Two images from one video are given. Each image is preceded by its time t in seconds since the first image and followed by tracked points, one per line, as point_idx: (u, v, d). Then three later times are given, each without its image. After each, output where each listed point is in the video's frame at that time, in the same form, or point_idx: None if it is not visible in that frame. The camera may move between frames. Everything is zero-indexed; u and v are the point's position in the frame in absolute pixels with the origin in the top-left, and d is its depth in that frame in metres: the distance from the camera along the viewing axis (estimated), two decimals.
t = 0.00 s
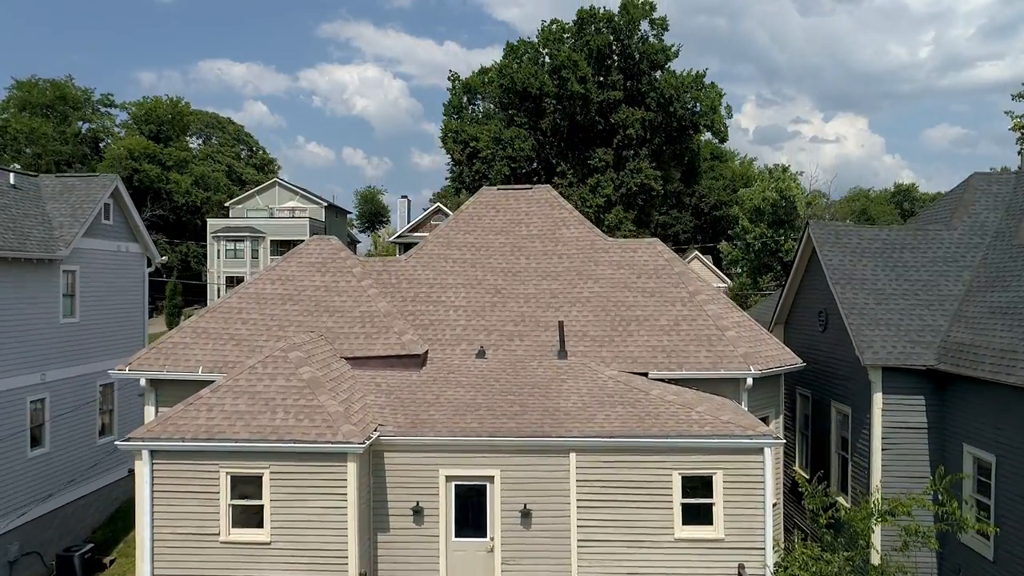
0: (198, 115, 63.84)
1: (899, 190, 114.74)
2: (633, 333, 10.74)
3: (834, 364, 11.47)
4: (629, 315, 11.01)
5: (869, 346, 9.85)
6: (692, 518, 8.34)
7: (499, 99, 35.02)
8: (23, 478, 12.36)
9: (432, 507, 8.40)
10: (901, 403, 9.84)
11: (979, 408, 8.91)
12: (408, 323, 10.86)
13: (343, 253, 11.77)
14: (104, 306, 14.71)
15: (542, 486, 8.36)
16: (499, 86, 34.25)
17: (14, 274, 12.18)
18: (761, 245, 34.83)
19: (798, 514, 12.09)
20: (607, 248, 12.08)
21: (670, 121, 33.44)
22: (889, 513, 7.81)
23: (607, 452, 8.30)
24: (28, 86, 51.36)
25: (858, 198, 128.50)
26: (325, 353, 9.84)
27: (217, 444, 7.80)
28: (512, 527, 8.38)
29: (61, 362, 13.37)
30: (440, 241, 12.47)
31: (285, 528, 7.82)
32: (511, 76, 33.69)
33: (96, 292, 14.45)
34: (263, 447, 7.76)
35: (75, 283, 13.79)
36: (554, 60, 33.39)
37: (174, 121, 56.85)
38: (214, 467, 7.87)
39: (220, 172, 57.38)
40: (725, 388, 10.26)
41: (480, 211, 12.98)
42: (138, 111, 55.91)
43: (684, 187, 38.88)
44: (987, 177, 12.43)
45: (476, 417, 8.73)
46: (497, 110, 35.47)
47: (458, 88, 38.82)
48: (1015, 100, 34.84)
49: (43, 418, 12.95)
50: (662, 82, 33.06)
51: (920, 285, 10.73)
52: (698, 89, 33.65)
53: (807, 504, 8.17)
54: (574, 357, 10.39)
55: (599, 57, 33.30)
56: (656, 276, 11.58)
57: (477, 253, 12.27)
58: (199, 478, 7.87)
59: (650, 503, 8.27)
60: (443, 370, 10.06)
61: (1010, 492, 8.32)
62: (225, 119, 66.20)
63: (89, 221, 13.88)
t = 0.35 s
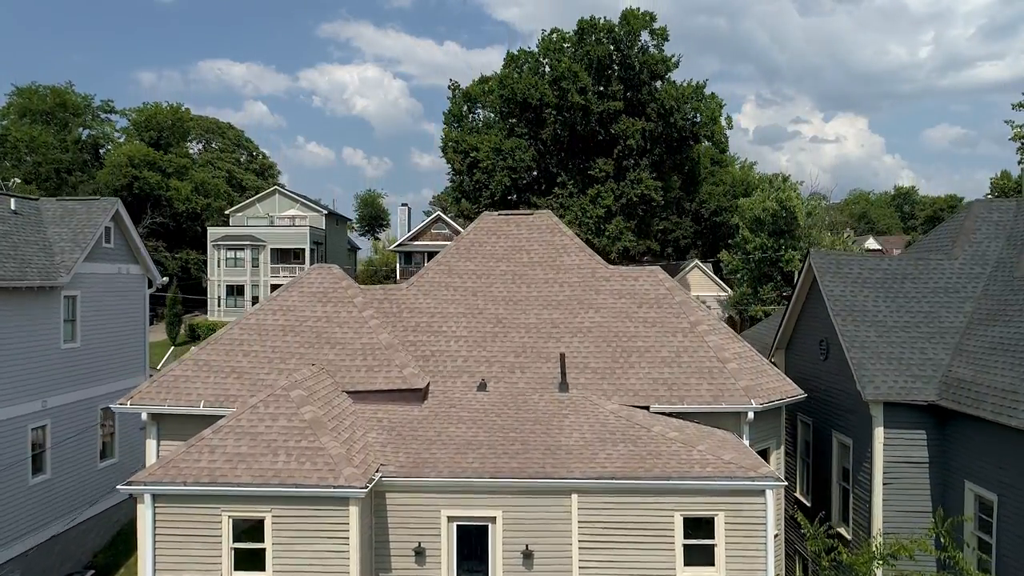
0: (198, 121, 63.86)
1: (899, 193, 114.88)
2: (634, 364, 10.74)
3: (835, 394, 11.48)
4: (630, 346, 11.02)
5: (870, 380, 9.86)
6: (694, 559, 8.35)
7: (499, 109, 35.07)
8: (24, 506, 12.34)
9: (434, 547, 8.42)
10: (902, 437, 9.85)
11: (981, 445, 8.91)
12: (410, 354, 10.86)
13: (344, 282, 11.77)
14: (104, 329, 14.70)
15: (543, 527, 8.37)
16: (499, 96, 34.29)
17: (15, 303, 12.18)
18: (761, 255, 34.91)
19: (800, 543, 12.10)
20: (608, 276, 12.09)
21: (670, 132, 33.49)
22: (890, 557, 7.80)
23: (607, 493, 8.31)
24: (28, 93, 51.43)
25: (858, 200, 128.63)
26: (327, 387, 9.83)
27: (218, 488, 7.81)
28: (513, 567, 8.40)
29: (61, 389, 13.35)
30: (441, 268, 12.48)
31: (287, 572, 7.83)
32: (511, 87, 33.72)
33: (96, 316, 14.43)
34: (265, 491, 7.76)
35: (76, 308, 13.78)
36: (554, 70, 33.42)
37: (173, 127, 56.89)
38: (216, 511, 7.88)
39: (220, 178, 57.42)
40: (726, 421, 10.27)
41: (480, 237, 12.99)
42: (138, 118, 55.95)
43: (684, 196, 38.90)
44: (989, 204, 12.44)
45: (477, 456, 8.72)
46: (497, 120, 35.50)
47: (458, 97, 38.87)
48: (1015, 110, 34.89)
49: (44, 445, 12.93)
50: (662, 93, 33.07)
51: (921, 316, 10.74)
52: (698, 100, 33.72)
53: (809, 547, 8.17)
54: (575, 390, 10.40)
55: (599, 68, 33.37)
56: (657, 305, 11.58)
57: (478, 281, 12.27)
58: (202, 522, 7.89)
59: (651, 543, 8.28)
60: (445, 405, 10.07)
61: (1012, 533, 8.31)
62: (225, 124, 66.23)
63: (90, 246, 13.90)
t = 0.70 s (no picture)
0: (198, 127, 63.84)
1: (899, 197, 115.00)
2: (635, 398, 10.75)
3: (835, 427, 11.48)
4: (632, 379, 11.02)
5: (872, 417, 9.87)
6: None
7: (499, 119, 35.08)
8: (25, 535, 12.32)
9: None
10: (903, 473, 9.86)
11: (983, 486, 8.91)
12: (412, 388, 10.86)
13: (345, 313, 11.77)
14: (106, 354, 14.72)
15: (545, 570, 8.39)
16: (500, 107, 34.28)
17: (17, 333, 12.18)
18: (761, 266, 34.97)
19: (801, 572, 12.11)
20: (609, 306, 12.10)
21: (671, 143, 33.48)
22: None
23: (609, 536, 8.32)
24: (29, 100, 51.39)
25: (858, 203, 128.74)
26: (328, 424, 9.84)
27: (221, 533, 7.82)
28: None
29: (62, 417, 13.35)
30: (442, 297, 12.48)
31: None
32: (512, 98, 33.72)
33: (97, 342, 14.43)
34: (268, 537, 7.77)
35: (77, 335, 13.78)
36: (555, 81, 33.40)
37: (174, 133, 56.88)
38: (218, 556, 7.91)
39: (220, 184, 57.43)
40: (727, 455, 10.29)
41: (482, 265, 13.00)
42: (139, 124, 55.63)
43: (684, 206, 38.91)
44: (990, 233, 12.45)
45: (479, 498, 8.72)
46: (498, 130, 35.50)
47: (458, 106, 38.88)
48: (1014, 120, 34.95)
49: (45, 474, 12.91)
50: (663, 104, 33.06)
51: (923, 350, 10.75)
52: (698, 111, 33.72)
53: None
54: (577, 425, 10.41)
55: (599, 79, 33.38)
56: (658, 337, 11.59)
57: (479, 310, 12.27)
58: (204, 567, 7.91)
59: None
60: (447, 441, 10.08)
61: None
62: (226, 129, 66.23)
63: (90, 273, 13.92)
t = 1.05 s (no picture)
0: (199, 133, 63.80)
1: (899, 200, 115.13)
2: (636, 433, 10.77)
3: (836, 459, 11.48)
4: (633, 414, 11.04)
5: (873, 455, 9.86)
6: None
7: (500, 130, 35.09)
8: (28, 566, 12.35)
9: None
10: (904, 510, 9.87)
11: (984, 527, 8.91)
12: (413, 423, 10.88)
13: (347, 344, 11.78)
14: (107, 380, 14.75)
15: None
16: (500, 118, 34.29)
17: (20, 364, 12.20)
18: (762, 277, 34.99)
19: None
20: (610, 338, 12.12)
21: (671, 154, 33.51)
22: None
23: None
24: (29, 107, 51.36)
25: (858, 205, 128.84)
26: (329, 461, 9.85)
27: None
28: None
29: (64, 444, 13.38)
30: (444, 328, 12.50)
31: None
32: (513, 110, 33.76)
33: (98, 368, 14.44)
34: None
35: (78, 363, 13.80)
36: (555, 93, 33.41)
37: (173, 140, 56.89)
38: None
39: (220, 191, 57.45)
40: (729, 492, 10.30)
41: (483, 294, 13.01)
42: (139, 131, 55.74)
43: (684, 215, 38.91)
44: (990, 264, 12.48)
45: (481, 539, 8.74)
46: (499, 140, 35.50)
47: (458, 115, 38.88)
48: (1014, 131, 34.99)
49: (47, 503, 12.95)
50: (663, 116, 33.07)
51: (924, 385, 10.76)
52: (699, 122, 33.74)
53: None
54: (578, 461, 10.43)
55: (599, 90, 33.40)
56: (659, 369, 11.60)
57: (480, 341, 12.29)
58: None
59: None
60: (449, 478, 10.09)
61: None
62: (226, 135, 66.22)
63: (92, 300, 13.98)
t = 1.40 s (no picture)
0: (199, 140, 63.75)
1: (899, 203, 115.21)
2: (638, 470, 10.79)
3: (836, 494, 11.50)
4: (634, 450, 11.06)
5: (874, 495, 9.87)
6: None
7: (501, 142, 35.10)
8: None
9: None
10: (906, 550, 9.88)
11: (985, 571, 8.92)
12: (414, 460, 10.89)
13: (349, 378, 11.79)
14: (108, 407, 14.75)
15: None
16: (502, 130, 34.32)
17: (22, 396, 12.24)
18: (762, 288, 35.03)
19: None
20: (612, 370, 12.12)
21: (672, 166, 33.55)
22: None
23: None
24: (30, 115, 51.40)
25: (858, 208, 128.81)
26: (331, 501, 9.87)
27: None
28: None
29: (66, 474, 13.38)
30: (445, 360, 12.52)
31: None
32: (514, 123, 33.78)
33: (100, 395, 14.45)
34: None
35: (81, 392, 13.83)
36: (556, 105, 33.42)
37: (174, 147, 56.93)
38: None
39: (221, 199, 57.53)
40: (731, 529, 10.31)
41: (484, 325, 13.03)
42: (139, 139, 55.73)
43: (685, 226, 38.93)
44: (992, 295, 12.50)
45: None
46: (499, 152, 35.53)
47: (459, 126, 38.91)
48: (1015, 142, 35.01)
49: (48, 534, 12.95)
50: (663, 128, 33.10)
51: (925, 422, 10.77)
52: (700, 135, 33.77)
53: None
54: (580, 499, 10.44)
55: (600, 102, 33.42)
56: (660, 404, 11.61)
57: (482, 374, 12.31)
58: None
59: None
60: (450, 517, 10.11)
61: None
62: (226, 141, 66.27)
63: (94, 329, 14.02)
